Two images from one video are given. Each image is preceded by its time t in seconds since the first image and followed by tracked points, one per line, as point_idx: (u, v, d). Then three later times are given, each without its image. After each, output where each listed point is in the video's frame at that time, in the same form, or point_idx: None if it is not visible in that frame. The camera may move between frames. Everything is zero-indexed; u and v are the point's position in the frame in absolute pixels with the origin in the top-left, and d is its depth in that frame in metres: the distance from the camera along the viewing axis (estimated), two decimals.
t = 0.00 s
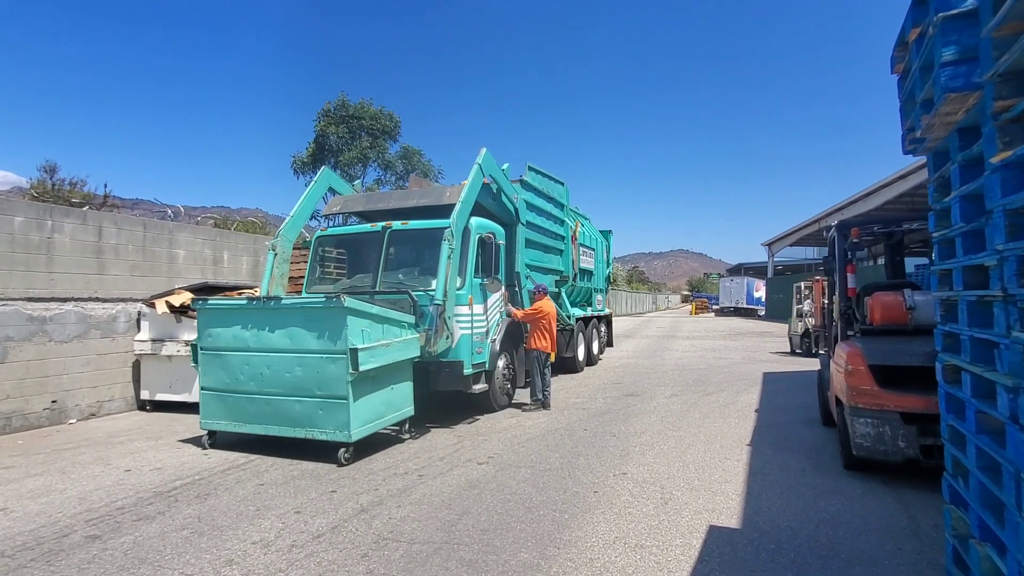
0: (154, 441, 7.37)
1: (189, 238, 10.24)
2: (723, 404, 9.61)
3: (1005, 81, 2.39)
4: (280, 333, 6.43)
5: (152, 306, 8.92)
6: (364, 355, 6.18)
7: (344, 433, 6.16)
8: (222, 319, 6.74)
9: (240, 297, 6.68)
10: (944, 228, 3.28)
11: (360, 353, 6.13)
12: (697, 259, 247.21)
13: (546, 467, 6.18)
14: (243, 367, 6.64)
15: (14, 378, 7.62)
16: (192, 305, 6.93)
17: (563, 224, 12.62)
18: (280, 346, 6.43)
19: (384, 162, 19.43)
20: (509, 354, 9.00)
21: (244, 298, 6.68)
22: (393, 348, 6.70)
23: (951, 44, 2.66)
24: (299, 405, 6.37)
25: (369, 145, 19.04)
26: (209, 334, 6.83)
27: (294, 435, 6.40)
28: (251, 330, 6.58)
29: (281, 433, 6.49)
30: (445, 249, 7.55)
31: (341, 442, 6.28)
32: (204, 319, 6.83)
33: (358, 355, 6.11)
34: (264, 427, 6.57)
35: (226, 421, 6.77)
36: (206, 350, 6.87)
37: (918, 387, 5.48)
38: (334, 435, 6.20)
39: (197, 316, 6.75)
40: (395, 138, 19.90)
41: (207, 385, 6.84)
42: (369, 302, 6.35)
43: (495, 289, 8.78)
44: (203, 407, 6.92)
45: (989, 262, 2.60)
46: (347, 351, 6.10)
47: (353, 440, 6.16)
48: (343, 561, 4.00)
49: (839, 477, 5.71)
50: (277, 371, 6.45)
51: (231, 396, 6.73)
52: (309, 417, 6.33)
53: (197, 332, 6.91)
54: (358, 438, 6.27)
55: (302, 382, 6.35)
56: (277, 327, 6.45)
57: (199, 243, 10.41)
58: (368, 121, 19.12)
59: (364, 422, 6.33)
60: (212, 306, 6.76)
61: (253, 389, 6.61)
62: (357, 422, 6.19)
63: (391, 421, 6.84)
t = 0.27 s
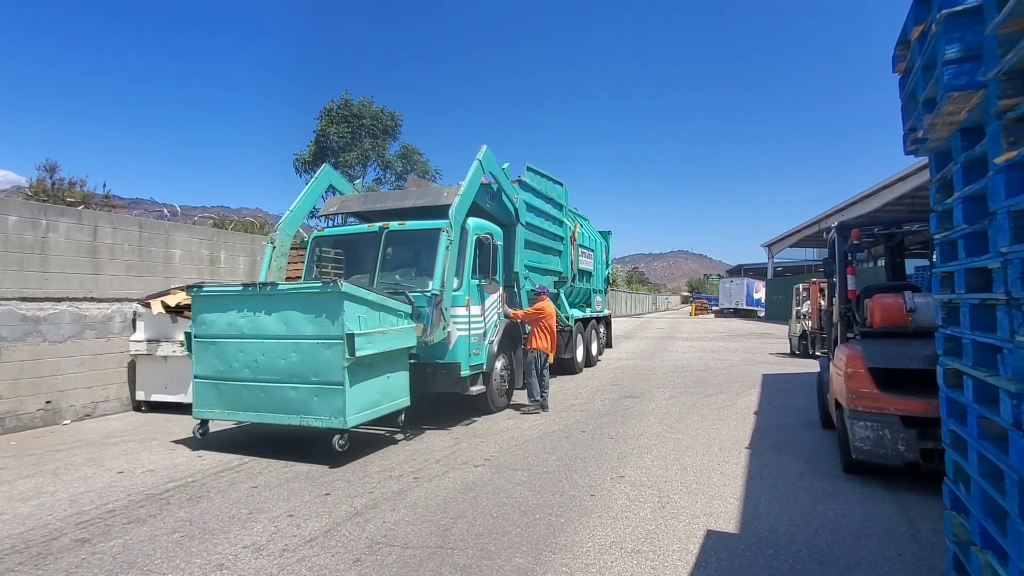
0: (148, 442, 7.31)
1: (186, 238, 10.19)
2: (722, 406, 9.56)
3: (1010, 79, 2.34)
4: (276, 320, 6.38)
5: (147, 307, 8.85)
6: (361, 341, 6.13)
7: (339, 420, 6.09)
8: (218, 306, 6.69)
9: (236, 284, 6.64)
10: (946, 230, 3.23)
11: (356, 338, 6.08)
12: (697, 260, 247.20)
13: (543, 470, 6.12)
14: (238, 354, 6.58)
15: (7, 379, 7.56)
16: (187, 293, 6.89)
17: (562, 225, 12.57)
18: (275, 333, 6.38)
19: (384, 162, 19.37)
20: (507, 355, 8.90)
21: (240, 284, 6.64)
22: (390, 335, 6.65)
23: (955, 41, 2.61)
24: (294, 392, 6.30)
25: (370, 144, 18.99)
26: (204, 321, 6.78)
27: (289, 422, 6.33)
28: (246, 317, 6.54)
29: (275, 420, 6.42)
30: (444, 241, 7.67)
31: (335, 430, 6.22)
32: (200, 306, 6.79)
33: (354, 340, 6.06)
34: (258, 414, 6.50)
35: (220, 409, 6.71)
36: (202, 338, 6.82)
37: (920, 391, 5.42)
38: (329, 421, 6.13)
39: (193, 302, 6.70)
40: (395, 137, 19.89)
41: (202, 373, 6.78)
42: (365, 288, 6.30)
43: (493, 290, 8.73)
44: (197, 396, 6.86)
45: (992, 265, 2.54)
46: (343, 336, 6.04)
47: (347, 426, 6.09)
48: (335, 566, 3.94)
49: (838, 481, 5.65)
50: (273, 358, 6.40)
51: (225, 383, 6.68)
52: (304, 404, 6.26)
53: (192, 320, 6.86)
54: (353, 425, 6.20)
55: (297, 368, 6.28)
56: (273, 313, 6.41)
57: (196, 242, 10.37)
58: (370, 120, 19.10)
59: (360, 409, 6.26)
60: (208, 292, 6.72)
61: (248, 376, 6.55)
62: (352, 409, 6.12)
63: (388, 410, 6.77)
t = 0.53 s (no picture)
0: (142, 444, 7.27)
1: (182, 239, 10.17)
2: (719, 408, 9.53)
3: (1004, 78, 2.32)
4: (272, 302, 6.36)
5: (143, 308, 8.82)
6: (356, 323, 6.11)
7: (332, 401, 6.02)
8: (214, 289, 6.68)
9: (233, 267, 6.64)
10: (941, 232, 3.20)
11: (352, 320, 6.06)
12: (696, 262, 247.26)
13: (539, 472, 6.09)
14: (233, 337, 6.55)
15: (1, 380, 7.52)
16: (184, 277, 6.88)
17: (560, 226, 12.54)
18: (271, 315, 6.36)
19: (383, 163, 19.33)
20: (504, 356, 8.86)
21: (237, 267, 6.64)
22: (385, 320, 6.61)
23: (949, 40, 2.58)
24: (288, 374, 6.25)
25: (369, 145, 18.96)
26: (200, 305, 6.75)
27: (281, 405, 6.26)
28: (243, 300, 6.52)
29: (268, 403, 6.35)
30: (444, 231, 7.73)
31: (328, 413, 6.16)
32: (196, 289, 6.77)
33: (350, 322, 6.03)
34: (251, 396, 6.43)
35: (212, 392, 6.64)
36: (197, 322, 6.80)
37: (916, 393, 5.39)
38: (322, 403, 6.07)
39: (189, 284, 6.68)
40: (397, 138, 19.90)
41: (196, 357, 6.74)
42: (362, 270, 6.30)
43: (490, 291, 8.68)
44: (191, 381, 6.80)
45: (987, 267, 2.52)
46: (338, 317, 6.02)
47: (340, 408, 6.02)
48: (326, 570, 3.91)
49: (834, 484, 5.63)
50: (267, 340, 6.36)
51: (219, 366, 6.62)
52: (297, 386, 6.20)
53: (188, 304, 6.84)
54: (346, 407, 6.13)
55: (291, 350, 6.24)
56: (269, 296, 6.39)
57: (192, 243, 10.34)
58: (371, 121, 19.08)
59: (353, 391, 6.19)
60: (205, 275, 6.71)
61: (242, 359, 6.50)
62: (345, 390, 6.06)
63: (382, 396, 6.69)
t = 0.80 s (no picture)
0: (137, 450, 7.22)
1: (178, 244, 10.15)
2: (716, 413, 9.51)
3: (999, 84, 2.31)
4: (268, 286, 6.35)
5: (138, 314, 8.78)
6: (352, 307, 6.10)
7: (325, 385, 5.98)
8: (210, 274, 6.66)
9: (231, 252, 6.64)
10: (936, 237, 3.20)
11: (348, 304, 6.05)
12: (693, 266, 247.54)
13: (535, 478, 6.06)
14: (228, 322, 6.52)
15: None
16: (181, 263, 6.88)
17: (557, 231, 12.54)
18: (267, 300, 6.34)
19: (382, 168, 19.30)
20: (500, 362, 8.83)
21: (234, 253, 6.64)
22: (381, 307, 6.60)
23: (943, 46, 2.58)
24: (282, 358, 6.21)
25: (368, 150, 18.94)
26: (196, 291, 6.74)
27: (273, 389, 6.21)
28: (239, 285, 6.50)
29: (261, 387, 6.30)
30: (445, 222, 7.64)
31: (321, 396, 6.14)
32: (193, 274, 6.75)
33: (346, 306, 6.02)
34: (244, 381, 6.38)
35: (205, 378, 6.58)
36: (192, 308, 6.76)
37: (913, 398, 5.37)
38: (315, 387, 6.02)
39: (185, 269, 6.66)
40: (398, 143, 19.87)
41: (190, 343, 6.69)
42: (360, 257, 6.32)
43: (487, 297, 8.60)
44: (184, 367, 6.75)
45: (982, 273, 2.51)
46: (334, 301, 6.01)
47: (333, 392, 5.97)
48: None
49: (832, 490, 5.61)
50: (262, 324, 6.33)
51: (213, 351, 6.58)
52: (290, 370, 6.16)
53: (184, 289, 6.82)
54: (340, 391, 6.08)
55: (286, 335, 6.21)
56: (265, 280, 6.38)
57: (188, 248, 10.31)
58: (371, 126, 19.04)
59: (347, 376, 6.15)
60: (202, 260, 6.70)
61: (237, 344, 6.46)
62: (339, 375, 6.02)
63: (375, 385, 6.64)
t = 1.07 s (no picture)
0: (132, 457, 7.18)
1: (174, 250, 10.13)
2: (714, 419, 9.49)
3: (994, 90, 2.32)
4: (268, 270, 6.34)
5: (134, 320, 8.74)
6: (351, 290, 6.10)
7: (321, 366, 5.93)
8: (210, 259, 6.66)
9: (232, 237, 6.65)
10: (932, 242, 3.20)
11: (347, 287, 6.05)
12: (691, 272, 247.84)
13: (533, 485, 6.03)
14: (226, 306, 6.48)
15: None
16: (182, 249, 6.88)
17: (554, 237, 12.55)
18: (266, 283, 6.33)
19: (380, 175, 19.30)
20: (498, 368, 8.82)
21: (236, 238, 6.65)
22: (378, 294, 6.61)
23: (938, 52, 2.59)
24: (278, 341, 6.18)
25: (366, 157, 18.94)
26: (195, 276, 6.72)
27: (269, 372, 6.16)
28: (239, 269, 6.50)
29: (256, 370, 6.24)
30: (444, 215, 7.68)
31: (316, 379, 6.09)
32: (193, 259, 6.75)
33: (344, 288, 6.02)
34: (239, 364, 6.32)
35: (200, 362, 6.51)
36: (191, 293, 6.74)
37: (912, 403, 5.36)
38: (311, 369, 5.98)
39: (185, 253, 6.66)
40: (396, 150, 19.88)
41: (187, 327, 6.64)
42: (360, 243, 6.36)
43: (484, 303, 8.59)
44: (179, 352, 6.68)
45: (979, 278, 2.51)
46: (333, 283, 6.01)
47: (329, 374, 5.92)
48: None
49: (830, 496, 5.59)
50: (260, 308, 6.30)
51: (209, 335, 6.53)
52: (286, 353, 6.12)
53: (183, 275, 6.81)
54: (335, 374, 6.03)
55: (283, 318, 6.18)
56: (265, 263, 6.38)
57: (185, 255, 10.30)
58: (371, 132, 19.02)
59: (343, 359, 6.11)
60: (203, 245, 6.71)
61: (233, 328, 6.42)
62: (335, 357, 5.98)
63: (370, 372, 6.60)
